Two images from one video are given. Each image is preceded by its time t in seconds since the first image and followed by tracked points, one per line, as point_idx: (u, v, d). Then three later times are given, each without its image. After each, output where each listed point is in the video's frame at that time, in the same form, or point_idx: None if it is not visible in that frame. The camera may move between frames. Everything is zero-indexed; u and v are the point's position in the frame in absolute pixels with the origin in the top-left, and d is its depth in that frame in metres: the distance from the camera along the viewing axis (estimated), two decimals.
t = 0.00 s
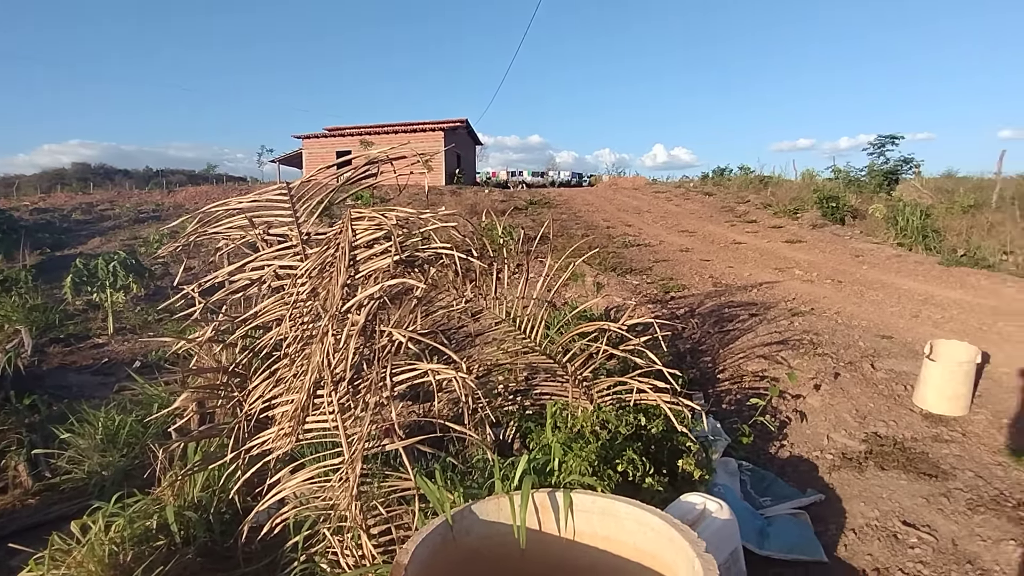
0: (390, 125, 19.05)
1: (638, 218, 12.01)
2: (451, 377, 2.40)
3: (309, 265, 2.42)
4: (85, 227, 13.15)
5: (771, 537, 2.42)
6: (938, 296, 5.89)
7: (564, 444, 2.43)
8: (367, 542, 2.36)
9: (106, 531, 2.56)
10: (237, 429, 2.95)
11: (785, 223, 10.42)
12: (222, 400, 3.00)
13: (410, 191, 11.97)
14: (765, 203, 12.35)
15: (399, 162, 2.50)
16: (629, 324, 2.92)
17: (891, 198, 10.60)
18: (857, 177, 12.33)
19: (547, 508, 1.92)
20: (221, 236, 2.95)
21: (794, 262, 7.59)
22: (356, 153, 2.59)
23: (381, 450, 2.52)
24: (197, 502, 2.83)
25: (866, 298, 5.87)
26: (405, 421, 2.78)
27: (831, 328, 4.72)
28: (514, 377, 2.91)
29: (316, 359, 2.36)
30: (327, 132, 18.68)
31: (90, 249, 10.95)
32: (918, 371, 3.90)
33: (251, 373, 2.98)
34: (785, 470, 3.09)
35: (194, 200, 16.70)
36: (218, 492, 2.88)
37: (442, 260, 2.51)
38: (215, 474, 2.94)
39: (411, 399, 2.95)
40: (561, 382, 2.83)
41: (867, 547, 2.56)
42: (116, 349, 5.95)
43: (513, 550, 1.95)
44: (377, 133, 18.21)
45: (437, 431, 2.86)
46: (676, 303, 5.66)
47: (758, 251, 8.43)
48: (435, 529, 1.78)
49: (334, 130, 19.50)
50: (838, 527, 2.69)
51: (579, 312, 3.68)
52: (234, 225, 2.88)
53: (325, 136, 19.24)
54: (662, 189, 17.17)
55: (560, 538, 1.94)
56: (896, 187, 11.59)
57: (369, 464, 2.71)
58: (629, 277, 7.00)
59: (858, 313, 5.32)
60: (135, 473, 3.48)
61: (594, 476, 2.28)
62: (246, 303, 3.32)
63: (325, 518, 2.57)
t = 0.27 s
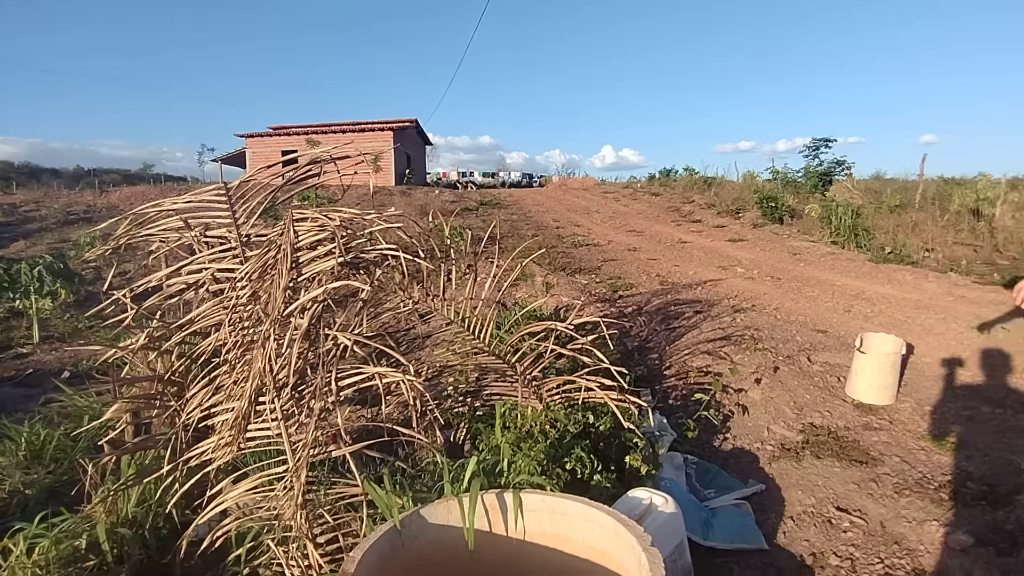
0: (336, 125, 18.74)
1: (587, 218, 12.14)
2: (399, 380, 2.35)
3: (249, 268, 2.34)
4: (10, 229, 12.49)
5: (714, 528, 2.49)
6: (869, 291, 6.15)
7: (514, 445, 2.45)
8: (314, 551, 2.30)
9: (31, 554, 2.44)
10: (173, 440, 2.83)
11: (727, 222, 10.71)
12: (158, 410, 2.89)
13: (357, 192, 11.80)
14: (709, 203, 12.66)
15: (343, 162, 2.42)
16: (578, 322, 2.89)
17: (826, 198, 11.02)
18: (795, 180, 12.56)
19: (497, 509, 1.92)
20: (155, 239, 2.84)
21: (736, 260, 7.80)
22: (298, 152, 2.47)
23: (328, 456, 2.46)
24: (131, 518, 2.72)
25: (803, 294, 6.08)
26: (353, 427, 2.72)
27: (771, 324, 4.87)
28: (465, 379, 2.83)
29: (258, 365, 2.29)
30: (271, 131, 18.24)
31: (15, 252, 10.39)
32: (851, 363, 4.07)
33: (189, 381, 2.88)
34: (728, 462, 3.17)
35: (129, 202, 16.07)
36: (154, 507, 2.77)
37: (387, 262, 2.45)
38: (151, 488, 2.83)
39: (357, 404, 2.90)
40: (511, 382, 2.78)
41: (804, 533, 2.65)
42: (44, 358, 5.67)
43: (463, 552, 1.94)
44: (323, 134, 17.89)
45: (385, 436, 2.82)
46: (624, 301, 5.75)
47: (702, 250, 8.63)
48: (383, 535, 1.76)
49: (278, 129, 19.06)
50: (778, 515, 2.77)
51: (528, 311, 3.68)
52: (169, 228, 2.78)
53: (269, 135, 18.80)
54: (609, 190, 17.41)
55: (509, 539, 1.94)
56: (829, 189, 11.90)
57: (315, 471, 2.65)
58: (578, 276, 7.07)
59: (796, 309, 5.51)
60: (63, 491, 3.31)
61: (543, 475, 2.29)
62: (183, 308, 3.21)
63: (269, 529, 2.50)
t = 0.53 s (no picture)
0: (267, 127, 18.23)
1: (524, 223, 12.22)
2: (329, 390, 2.30)
3: (168, 275, 2.24)
4: None
5: (644, 527, 2.54)
6: (790, 296, 6.44)
7: (447, 452, 2.44)
8: (238, 569, 2.22)
9: None
10: (84, 457, 2.67)
11: (659, 229, 11.00)
12: (66, 426, 2.72)
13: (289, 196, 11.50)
14: (641, 210, 12.97)
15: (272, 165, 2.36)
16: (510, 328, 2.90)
17: (751, 206, 11.48)
18: (722, 189, 12.98)
19: (430, 518, 1.91)
20: (64, 243, 2.67)
21: (668, 266, 8.02)
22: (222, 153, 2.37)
23: (253, 470, 2.38)
24: (33, 544, 2.55)
25: (730, 298, 6.31)
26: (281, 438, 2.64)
27: (699, 327, 5.03)
28: (400, 386, 2.79)
29: (177, 377, 2.18)
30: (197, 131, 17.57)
31: None
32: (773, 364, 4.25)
33: (101, 395, 2.72)
34: (658, 462, 3.25)
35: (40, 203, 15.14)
36: (61, 531, 2.61)
37: (317, 268, 2.39)
38: (57, 510, 2.66)
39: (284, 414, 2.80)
40: (446, 389, 2.77)
41: (727, 529, 2.75)
42: None
43: (396, 562, 1.91)
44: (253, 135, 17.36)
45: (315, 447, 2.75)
46: (559, 306, 5.81)
47: (635, 256, 8.83)
48: (311, 549, 1.72)
49: (205, 130, 18.38)
50: (703, 512, 2.86)
51: (464, 316, 3.67)
52: (79, 232, 2.62)
53: (195, 134, 18.12)
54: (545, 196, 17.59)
55: (442, 547, 1.93)
56: (754, 198, 12.41)
57: (240, 486, 2.55)
58: (515, 282, 7.11)
59: (723, 313, 5.71)
60: None
61: (476, 482, 2.28)
62: (94, 318, 3.03)
63: (190, 548, 2.39)
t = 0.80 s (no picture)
0: (215, 132, 17.79)
1: (479, 232, 12.22)
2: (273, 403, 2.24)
3: (102, 285, 2.15)
4: None
5: (593, 535, 2.55)
6: (736, 304, 6.61)
7: (395, 464, 2.41)
8: None
9: None
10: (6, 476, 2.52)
11: (612, 239, 11.15)
12: None
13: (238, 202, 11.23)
14: (595, 220, 13.13)
15: (214, 171, 2.24)
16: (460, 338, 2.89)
17: (700, 218, 11.75)
18: (671, 199, 13.37)
19: (377, 531, 1.87)
20: None
21: (620, 275, 8.13)
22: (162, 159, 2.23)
23: (191, 487, 2.29)
24: None
25: (679, 307, 6.43)
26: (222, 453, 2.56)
27: (649, 336, 5.11)
28: (349, 398, 2.74)
29: (109, 391, 2.09)
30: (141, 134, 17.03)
31: None
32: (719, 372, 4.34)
33: (26, 411, 2.58)
34: (607, 470, 3.27)
35: None
36: None
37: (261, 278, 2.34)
38: None
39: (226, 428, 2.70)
40: (395, 399, 2.74)
41: (674, 534, 2.78)
42: None
43: None
44: (200, 139, 16.92)
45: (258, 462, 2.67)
46: (513, 315, 5.82)
47: (588, 265, 8.93)
48: (252, 568, 1.66)
49: (149, 133, 17.82)
50: (651, 518, 2.89)
51: (415, 326, 3.64)
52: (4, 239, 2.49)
53: (139, 137, 17.55)
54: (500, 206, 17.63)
55: (389, 561, 1.89)
56: (703, 209, 12.75)
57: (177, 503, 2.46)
58: (469, 290, 7.09)
59: (672, 321, 5.81)
60: None
61: (424, 493, 2.26)
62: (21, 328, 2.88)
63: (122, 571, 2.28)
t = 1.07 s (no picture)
0: (179, 134, 17.45)
1: (448, 238, 12.19)
2: (233, 412, 2.18)
3: (54, 291, 2.08)
4: None
5: (559, 541, 2.55)
6: (702, 311, 6.70)
7: (359, 473, 2.38)
8: None
9: None
10: None
11: (581, 245, 11.22)
12: None
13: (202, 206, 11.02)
14: (564, 227, 13.21)
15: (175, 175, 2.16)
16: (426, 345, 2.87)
17: (667, 225, 11.90)
18: (639, 206, 13.55)
19: (340, 541, 1.84)
20: None
21: (588, 282, 8.18)
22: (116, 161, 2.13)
23: (147, 499, 2.21)
24: None
25: (646, 313, 6.49)
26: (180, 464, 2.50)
27: (616, 342, 5.14)
28: (314, 406, 2.71)
29: (60, 400, 2.02)
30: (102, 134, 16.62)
31: None
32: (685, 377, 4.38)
33: None
34: (574, 476, 3.28)
35: None
36: None
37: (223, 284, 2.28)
38: None
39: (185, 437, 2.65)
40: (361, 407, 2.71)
41: (639, 539, 2.79)
42: None
43: None
44: (164, 141, 16.58)
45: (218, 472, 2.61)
46: (482, 321, 5.81)
47: (558, 271, 8.97)
48: None
49: (110, 133, 17.41)
50: (616, 524, 2.90)
51: (382, 333, 3.60)
52: None
53: (99, 137, 17.12)
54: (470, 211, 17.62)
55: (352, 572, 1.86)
56: (670, 217, 12.94)
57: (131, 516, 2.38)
58: (438, 296, 7.06)
59: (639, 327, 5.86)
60: None
61: (389, 502, 2.23)
62: None
63: None
